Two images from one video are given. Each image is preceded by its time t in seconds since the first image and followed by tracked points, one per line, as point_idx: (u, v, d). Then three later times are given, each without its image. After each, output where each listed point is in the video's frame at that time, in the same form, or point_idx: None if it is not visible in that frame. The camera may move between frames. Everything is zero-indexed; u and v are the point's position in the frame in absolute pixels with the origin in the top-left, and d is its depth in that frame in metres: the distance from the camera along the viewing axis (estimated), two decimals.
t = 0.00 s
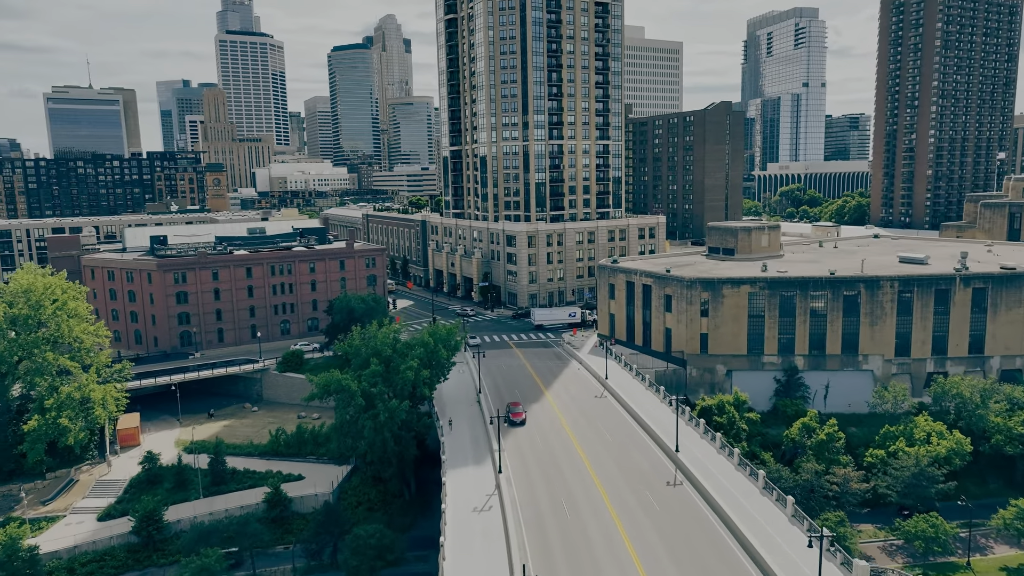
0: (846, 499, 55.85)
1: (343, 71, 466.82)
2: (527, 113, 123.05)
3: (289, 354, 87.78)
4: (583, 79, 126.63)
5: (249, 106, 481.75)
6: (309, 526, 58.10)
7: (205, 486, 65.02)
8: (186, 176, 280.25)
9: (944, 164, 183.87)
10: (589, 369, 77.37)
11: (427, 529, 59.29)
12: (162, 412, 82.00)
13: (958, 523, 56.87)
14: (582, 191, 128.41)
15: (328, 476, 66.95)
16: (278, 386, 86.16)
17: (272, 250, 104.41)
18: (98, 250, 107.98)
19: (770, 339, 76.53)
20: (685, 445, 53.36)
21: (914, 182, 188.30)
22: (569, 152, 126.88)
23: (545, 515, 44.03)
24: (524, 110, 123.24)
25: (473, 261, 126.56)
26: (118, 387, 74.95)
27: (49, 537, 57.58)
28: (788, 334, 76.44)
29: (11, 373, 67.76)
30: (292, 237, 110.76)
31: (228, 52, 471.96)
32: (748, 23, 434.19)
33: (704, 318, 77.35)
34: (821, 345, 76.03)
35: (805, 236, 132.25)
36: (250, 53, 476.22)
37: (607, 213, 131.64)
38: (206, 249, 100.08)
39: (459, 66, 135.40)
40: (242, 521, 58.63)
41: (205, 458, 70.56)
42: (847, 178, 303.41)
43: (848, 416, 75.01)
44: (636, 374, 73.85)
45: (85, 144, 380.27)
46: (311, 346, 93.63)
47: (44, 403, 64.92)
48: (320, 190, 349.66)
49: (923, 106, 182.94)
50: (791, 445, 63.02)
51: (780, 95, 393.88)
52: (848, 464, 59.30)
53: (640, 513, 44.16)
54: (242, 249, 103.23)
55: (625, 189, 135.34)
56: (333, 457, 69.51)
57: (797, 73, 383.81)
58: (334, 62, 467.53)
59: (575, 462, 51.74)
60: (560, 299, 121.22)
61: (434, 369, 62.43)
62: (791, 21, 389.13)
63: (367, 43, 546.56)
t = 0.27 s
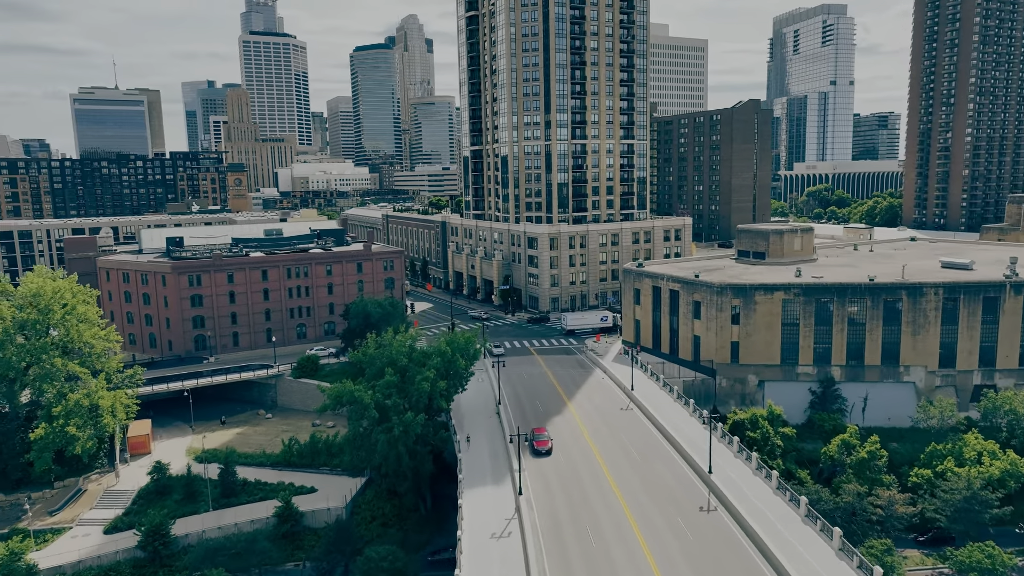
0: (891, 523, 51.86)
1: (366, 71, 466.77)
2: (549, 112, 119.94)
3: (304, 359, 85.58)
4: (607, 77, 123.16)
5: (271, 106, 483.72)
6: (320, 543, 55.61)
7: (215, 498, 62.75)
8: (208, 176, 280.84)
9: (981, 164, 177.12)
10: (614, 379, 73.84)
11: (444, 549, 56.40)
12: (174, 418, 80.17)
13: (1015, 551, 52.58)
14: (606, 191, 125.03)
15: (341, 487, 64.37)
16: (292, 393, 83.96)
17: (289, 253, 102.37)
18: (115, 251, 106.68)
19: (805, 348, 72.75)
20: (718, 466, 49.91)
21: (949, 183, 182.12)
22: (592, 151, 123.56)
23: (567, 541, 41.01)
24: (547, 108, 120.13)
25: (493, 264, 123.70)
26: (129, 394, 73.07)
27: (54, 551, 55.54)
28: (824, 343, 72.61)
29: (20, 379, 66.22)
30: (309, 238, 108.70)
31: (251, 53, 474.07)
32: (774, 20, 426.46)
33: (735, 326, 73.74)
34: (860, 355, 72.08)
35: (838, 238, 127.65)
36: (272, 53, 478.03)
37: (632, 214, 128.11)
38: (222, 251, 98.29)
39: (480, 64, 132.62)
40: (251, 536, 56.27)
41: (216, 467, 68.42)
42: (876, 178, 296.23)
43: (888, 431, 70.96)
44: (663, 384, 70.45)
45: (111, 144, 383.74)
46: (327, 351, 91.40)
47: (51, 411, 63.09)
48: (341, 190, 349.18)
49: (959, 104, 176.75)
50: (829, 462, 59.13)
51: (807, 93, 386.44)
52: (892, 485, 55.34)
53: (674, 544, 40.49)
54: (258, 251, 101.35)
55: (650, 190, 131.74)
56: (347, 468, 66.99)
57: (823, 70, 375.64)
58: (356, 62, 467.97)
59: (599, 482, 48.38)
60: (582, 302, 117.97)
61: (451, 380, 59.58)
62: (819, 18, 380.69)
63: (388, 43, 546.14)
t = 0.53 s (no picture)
0: (942, 552, 47.90)
1: (389, 70, 466.07)
2: (574, 110, 116.68)
3: (320, 364, 83.41)
4: (633, 74, 119.50)
5: (295, 106, 485.28)
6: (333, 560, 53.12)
7: (226, 510, 60.55)
8: (231, 175, 279.26)
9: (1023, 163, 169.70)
10: (641, 390, 70.35)
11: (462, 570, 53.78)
12: (188, 424, 78.43)
13: None
14: (632, 192, 121.45)
15: (355, 500, 61.87)
16: (308, 399, 81.80)
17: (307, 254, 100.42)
18: (133, 251, 105.51)
19: (844, 358, 68.90)
20: (755, 488, 46.67)
21: (989, 182, 175.49)
22: (618, 151, 120.04)
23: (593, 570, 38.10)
24: (571, 106, 116.93)
25: (515, 266, 120.72)
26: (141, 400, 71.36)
27: (60, 565, 53.69)
28: (865, 353, 68.72)
29: (30, 385, 64.70)
30: (328, 239, 106.57)
31: (275, 52, 475.90)
32: (802, 17, 417.68)
33: (769, 334, 70.08)
34: (903, 366, 68.08)
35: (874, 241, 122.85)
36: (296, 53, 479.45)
37: (658, 215, 124.40)
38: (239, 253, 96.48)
39: (503, 62, 129.65)
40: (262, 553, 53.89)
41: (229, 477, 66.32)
42: (909, 178, 288.41)
43: (933, 447, 66.88)
44: (693, 395, 67.01)
45: (137, 143, 387.14)
46: (344, 356, 89.06)
47: (60, 418, 61.37)
48: (364, 189, 348.20)
49: (999, 101, 170.13)
50: (872, 482, 55.28)
51: (836, 90, 378.10)
52: (941, 509, 51.41)
53: (703, 566, 38.16)
54: (275, 252, 99.63)
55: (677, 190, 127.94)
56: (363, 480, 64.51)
57: (855, 69, 364.18)
58: (379, 61, 467.34)
59: (626, 502, 45.59)
60: (607, 306, 114.61)
61: (470, 392, 56.70)
62: (849, 14, 370.41)
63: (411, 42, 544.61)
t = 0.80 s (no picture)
0: None
1: (412, 70, 465.17)
2: (599, 109, 113.47)
3: (337, 370, 81.22)
4: (661, 71, 115.84)
5: (319, 106, 486.49)
6: None
7: (237, 524, 58.22)
8: (254, 176, 280.80)
9: None
10: (669, 402, 66.84)
11: None
12: (202, 431, 76.64)
13: None
14: (658, 193, 117.81)
15: (369, 515, 59.23)
16: (325, 406, 79.53)
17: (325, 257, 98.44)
18: (151, 253, 104.48)
19: (888, 369, 64.96)
20: (796, 513, 43.66)
21: None
22: (644, 150, 116.44)
23: None
24: (596, 105, 113.73)
25: (538, 269, 117.57)
26: (154, 406, 69.55)
27: None
28: (910, 365, 64.75)
29: (40, 392, 63.16)
30: (347, 241, 104.43)
31: (299, 53, 477.57)
32: (832, 14, 409.14)
33: (806, 344, 66.37)
34: (952, 379, 63.98)
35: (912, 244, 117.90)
36: (320, 54, 480.75)
37: (685, 217, 120.64)
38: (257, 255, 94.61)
39: (527, 59, 126.66)
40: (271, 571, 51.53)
41: (240, 489, 64.07)
42: (943, 178, 280.25)
43: (983, 467, 62.72)
44: (726, 408, 63.48)
45: (163, 144, 390.62)
46: (361, 362, 86.74)
47: (69, 426, 59.68)
48: (386, 189, 347.43)
49: None
50: (918, 507, 51.34)
51: (866, 89, 369.43)
52: (995, 539, 47.45)
53: None
54: (293, 254, 97.82)
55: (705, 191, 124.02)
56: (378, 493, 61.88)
57: (885, 66, 356.41)
58: (402, 61, 466.64)
59: (657, 529, 42.63)
60: (632, 310, 111.15)
61: (490, 405, 53.75)
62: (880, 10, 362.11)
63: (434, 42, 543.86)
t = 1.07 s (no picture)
0: None
1: (434, 70, 463.61)
2: (625, 107, 110.01)
3: (353, 377, 78.97)
4: (689, 68, 112.09)
5: (341, 106, 487.09)
6: None
7: (247, 539, 55.86)
8: (276, 176, 280.81)
9: None
10: (699, 416, 63.64)
11: None
12: (215, 438, 74.76)
13: None
14: (686, 194, 114.13)
15: (383, 531, 56.64)
16: (340, 414, 77.29)
17: (343, 259, 96.20)
18: (169, 255, 103.05)
19: (934, 384, 61.11)
20: (844, 547, 40.72)
21: None
22: (671, 149, 112.79)
23: None
24: (622, 103, 110.32)
25: (561, 272, 114.33)
26: (165, 414, 67.48)
27: None
28: (958, 379, 60.81)
29: (48, 400, 61.37)
30: (365, 243, 102.13)
31: (322, 53, 478.36)
32: (862, 10, 400.20)
33: (846, 356, 62.67)
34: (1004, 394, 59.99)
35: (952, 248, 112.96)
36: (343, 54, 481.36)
37: (713, 218, 116.79)
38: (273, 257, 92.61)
39: (550, 57, 123.50)
40: None
41: (252, 501, 61.86)
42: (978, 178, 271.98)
43: None
44: (759, 424, 60.02)
45: (187, 143, 393.27)
46: (379, 368, 84.32)
47: (76, 436, 57.78)
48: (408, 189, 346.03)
49: None
50: (973, 535, 47.64)
51: (898, 86, 360.56)
52: None
53: None
54: (310, 256, 95.54)
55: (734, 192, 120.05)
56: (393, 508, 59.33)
57: (919, 63, 346.60)
58: (425, 60, 465.26)
59: (693, 562, 39.76)
60: (658, 315, 107.60)
61: (511, 421, 50.83)
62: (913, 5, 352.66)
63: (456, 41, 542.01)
